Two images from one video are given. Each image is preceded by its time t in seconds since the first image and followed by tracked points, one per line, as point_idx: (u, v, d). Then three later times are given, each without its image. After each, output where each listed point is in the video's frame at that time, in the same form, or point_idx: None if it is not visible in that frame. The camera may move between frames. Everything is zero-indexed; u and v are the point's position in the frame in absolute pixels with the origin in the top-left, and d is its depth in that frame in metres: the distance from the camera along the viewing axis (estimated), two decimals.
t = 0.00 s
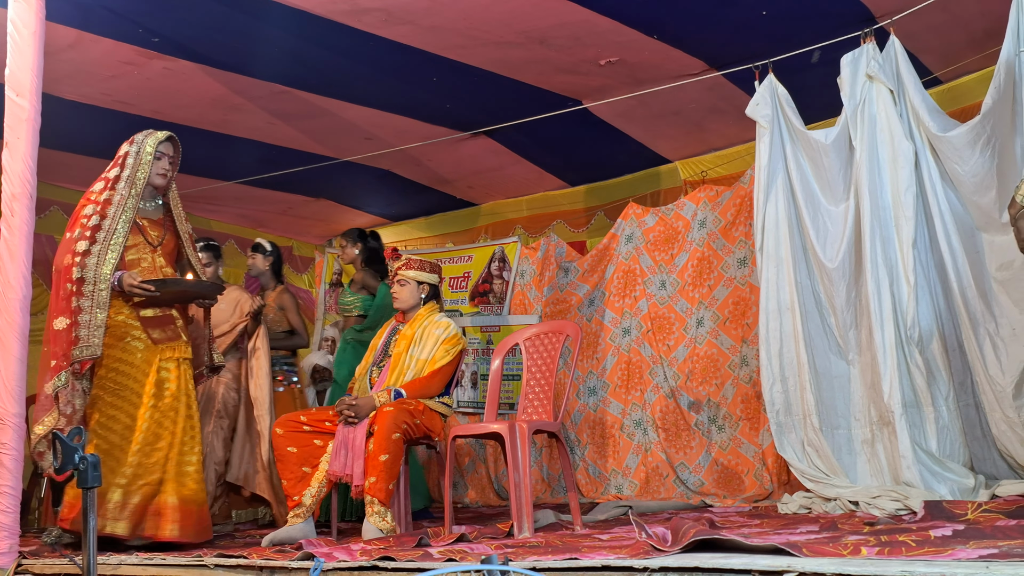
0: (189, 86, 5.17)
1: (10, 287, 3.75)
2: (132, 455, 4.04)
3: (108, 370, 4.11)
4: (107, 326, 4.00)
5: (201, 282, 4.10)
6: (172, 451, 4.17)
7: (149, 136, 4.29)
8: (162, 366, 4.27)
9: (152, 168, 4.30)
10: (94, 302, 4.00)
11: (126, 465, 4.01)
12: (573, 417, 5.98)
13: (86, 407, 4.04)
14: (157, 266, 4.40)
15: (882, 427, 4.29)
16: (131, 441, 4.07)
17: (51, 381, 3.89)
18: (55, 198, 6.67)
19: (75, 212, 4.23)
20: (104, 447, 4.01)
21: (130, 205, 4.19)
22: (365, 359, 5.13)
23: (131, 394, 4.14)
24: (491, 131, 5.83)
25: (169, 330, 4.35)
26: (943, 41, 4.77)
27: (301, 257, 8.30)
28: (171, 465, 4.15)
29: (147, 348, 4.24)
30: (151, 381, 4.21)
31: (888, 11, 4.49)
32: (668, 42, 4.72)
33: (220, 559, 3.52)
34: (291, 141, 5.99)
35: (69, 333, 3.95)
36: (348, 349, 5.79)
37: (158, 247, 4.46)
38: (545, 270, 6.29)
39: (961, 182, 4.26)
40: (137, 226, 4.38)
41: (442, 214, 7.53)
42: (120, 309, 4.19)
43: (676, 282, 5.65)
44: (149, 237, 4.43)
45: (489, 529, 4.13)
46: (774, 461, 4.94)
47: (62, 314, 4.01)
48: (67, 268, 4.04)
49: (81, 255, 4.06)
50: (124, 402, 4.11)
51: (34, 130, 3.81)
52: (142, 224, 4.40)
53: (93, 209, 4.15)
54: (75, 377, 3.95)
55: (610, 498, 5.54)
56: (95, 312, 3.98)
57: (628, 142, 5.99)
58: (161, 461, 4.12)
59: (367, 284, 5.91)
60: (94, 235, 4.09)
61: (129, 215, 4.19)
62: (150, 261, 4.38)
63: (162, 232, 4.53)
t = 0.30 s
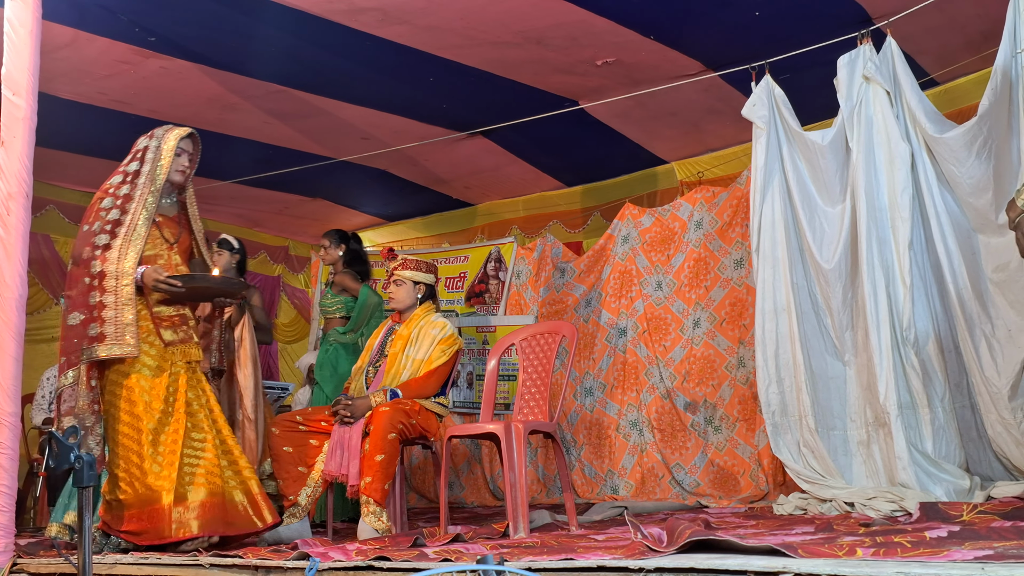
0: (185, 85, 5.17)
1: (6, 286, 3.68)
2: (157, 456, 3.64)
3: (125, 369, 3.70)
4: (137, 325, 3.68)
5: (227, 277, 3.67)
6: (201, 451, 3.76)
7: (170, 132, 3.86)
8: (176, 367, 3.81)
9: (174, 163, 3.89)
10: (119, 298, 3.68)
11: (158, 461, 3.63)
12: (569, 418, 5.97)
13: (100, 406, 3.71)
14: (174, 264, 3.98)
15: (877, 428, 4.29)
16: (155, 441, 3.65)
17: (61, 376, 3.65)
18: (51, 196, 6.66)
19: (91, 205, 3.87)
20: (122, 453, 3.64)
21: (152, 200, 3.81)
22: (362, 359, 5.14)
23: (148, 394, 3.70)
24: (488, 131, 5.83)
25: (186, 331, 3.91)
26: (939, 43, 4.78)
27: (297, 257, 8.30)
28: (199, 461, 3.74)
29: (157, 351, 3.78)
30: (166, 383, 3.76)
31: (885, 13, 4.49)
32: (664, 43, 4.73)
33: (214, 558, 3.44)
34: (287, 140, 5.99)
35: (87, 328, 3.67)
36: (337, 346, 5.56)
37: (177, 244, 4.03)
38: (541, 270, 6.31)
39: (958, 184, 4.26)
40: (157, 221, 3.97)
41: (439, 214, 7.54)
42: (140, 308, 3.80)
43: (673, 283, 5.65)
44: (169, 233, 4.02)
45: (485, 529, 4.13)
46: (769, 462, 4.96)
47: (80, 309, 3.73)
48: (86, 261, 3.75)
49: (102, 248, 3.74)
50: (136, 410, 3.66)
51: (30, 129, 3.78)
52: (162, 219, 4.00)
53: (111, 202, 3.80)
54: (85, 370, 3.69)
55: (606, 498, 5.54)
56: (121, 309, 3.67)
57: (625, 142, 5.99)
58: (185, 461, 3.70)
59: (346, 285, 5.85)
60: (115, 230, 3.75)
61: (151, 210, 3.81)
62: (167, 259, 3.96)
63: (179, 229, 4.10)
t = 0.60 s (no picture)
0: (184, 84, 5.17)
1: (3, 286, 3.55)
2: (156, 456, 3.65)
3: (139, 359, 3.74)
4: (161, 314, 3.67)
5: (258, 268, 3.79)
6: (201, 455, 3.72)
7: (195, 116, 3.90)
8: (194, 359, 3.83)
9: (199, 150, 3.94)
10: (144, 287, 3.68)
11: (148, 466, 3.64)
12: (566, 419, 5.96)
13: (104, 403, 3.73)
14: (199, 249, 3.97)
15: (874, 429, 4.29)
16: (162, 438, 3.68)
17: (85, 368, 3.60)
18: (48, 196, 6.65)
19: (117, 188, 3.95)
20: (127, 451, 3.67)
21: (178, 185, 3.83)
22: (359, 359, 5.13)
23: (159, 390, 3.71)
24: (487, 131, 5.83)
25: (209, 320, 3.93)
26: (937, 45, 4.78)
27: (294, 256, 8.26)
28: (199, 465, 3.71)
29: (179, 339, 3.80)
30: (177, 380, 3.75)
31: (883, 15, 4.50)
32: (662, 44, 4.73)
33: (211, 558, 3.42)
34: (285, 140, 5.99)
35: (110, 317, 3.67)
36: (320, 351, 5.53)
37: (203, 229, 4.03)
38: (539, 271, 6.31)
39: (956, 186, 4.26)
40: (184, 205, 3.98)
41: (436, 214, 7.53)
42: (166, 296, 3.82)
43: (670, 284, 5.65)
44: (195, 219, 4.02)
45: (481, 530, 4.12)
46: (766, 464, 4.96)
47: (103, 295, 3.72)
48: (110, 248, 3.77)
49: (127, 234, 3.76)
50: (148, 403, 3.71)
51: (28, 127, 3.64)
52: (189, 203, 4.01)
53: (136, 185, 3.85)
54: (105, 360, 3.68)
55: (602, 500, 5.54)
56: (145, 297, 3.67)
57: (624, 143, 5.99)
58: (184, 464, 3.68)
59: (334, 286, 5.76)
60: (140, 215, 3.78)
61: (177, 195, 3.82)
62: (194, 246, 3.97)
63: (205, 215, 4.09)
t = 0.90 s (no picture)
0: (182, 83, 5.17)
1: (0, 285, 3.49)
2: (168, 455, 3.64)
3: (154, 355, 3.69)
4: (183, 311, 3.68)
5: (285, 267, 3.81)
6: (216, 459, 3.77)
7: (218, 112, 3.91)
8: (214, 358, 3.84)
9: (221, 145, 3.94)
10: (168, 284, 3.69)
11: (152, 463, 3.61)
12: (564, 421, 5.96)
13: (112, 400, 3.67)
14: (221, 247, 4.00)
15: (871, 433, 4.29)
16: (177, 437, 3.68)
17: (113, 363, 3.57)
18: (46, 194, 6.64)
19: (138, 180, 3.88)
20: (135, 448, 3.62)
21: (201, 179, 3.84)
22: (356, 359, 5.12)
23: (178, 388, 3.71)
24: (485, 132, 5.83)
25: (227, 318, 3.94)
26: (935, 49, 4.79)
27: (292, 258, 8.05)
28: (208, 466, 3.75)
29: (200, 338, 3.81)
30: (196, 380, 3.76)
31: (881, 19, 4.51)
32: (661, 46, 4.74)
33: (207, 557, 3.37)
34: (284, 140, 5.98)
35: (134, 311, 3.65)
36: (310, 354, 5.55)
37: (223, 226, 4.05)
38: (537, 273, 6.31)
39: (953, 190, 4.26)
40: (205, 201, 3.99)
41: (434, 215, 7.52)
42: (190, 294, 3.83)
43: (668, 286, 5.65)
44: (216, 215, 4.05)
45: (478, 532, 4.11)
46: (763, 467, 4.96)
47: (126, 289, 3.70)
48: (134, 242, 3.73)
49: (151, 229, 3.74)
50: (164, 401, 3.68)
51: (26, 126, 3.59)
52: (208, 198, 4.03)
53: (160, 179, 3.82)
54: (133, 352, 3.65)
55: (599, 502, 5.54)
56: (168, 292, 3.67)
57: (622, 145, 6.00)
58: (197, 465, 3.70)
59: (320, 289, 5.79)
60: (164, 210, 3.77)
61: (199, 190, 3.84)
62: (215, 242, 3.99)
63: (224, 211, 4.12)
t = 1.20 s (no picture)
0: (180, 85, 5.16)
1: None
2: (192, 457, 3.51)
3: (177, 356, 3.56)
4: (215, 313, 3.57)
5: (316, 268, 3.71)
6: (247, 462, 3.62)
7: (244, 109, 3.72)
8: (240, 359, 3.70)
9: (247, 142, 3.75)
10: (200, 285, 3.56)
11: (176, 464, 3.47)
12: (563, 424, 5.97)
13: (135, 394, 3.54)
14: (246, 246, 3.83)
15: (867, 436, 4.29)
16: (202, 438, 3.55)
17: (138, 362, 3.46)
18: (43, 195, 6.63)
19: (160, 175, 3.68)
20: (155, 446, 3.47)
21: (227, 178, 3.67)
22: (352, 361, 5.13)
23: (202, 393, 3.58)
24: (482, 135, 5.83)
25: (252, 317, 3.79)
26: (932, 53, 4.80)
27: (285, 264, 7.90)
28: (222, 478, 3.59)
29: (225, 339, 3.67)
30: (222, 382, 3.63)
31: (878, 23, 4.51)
32: (658, 50, 4.75)
33: (204, 560, 3.32)
34: (281, 142, 5.98)
35: (161, 310, 3.52)
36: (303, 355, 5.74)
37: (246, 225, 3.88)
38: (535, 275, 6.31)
39: (950, 193, 4.27)
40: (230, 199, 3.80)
41: (432, 217, 7.52)
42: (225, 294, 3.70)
43: (665, 289, 5.66)
44: (239, 214, 3.88)
45: (475, 534, 4.10)
46: (760, 470, 4.99)
47: (154, 287, 3.55)
48: (162, 241, 3.56)
49: (180, 227, 3.58)
50: (192, 401, 3.55)
51: (24, 129, 3.47)
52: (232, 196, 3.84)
53: (185, 175, 3.63)
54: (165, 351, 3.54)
55: (597, 505, 5.53)
56: (199, 293, 3.55)
57: (619, 148, 6.00)
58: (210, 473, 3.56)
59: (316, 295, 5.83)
60: (191, 208, 3.60)
61: (227, 188, 3.67)
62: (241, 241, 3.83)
63: (247, 208, 3.94)
